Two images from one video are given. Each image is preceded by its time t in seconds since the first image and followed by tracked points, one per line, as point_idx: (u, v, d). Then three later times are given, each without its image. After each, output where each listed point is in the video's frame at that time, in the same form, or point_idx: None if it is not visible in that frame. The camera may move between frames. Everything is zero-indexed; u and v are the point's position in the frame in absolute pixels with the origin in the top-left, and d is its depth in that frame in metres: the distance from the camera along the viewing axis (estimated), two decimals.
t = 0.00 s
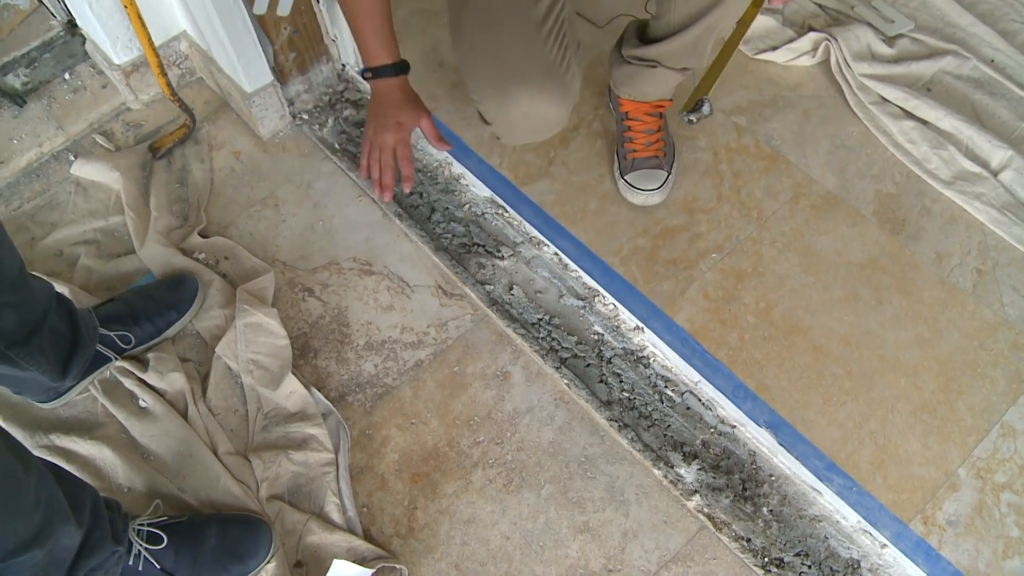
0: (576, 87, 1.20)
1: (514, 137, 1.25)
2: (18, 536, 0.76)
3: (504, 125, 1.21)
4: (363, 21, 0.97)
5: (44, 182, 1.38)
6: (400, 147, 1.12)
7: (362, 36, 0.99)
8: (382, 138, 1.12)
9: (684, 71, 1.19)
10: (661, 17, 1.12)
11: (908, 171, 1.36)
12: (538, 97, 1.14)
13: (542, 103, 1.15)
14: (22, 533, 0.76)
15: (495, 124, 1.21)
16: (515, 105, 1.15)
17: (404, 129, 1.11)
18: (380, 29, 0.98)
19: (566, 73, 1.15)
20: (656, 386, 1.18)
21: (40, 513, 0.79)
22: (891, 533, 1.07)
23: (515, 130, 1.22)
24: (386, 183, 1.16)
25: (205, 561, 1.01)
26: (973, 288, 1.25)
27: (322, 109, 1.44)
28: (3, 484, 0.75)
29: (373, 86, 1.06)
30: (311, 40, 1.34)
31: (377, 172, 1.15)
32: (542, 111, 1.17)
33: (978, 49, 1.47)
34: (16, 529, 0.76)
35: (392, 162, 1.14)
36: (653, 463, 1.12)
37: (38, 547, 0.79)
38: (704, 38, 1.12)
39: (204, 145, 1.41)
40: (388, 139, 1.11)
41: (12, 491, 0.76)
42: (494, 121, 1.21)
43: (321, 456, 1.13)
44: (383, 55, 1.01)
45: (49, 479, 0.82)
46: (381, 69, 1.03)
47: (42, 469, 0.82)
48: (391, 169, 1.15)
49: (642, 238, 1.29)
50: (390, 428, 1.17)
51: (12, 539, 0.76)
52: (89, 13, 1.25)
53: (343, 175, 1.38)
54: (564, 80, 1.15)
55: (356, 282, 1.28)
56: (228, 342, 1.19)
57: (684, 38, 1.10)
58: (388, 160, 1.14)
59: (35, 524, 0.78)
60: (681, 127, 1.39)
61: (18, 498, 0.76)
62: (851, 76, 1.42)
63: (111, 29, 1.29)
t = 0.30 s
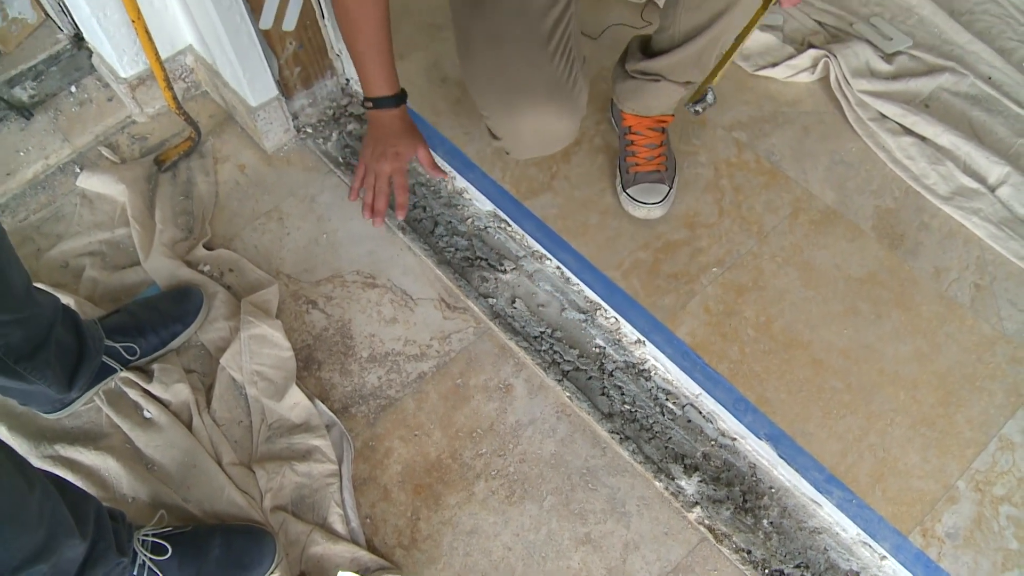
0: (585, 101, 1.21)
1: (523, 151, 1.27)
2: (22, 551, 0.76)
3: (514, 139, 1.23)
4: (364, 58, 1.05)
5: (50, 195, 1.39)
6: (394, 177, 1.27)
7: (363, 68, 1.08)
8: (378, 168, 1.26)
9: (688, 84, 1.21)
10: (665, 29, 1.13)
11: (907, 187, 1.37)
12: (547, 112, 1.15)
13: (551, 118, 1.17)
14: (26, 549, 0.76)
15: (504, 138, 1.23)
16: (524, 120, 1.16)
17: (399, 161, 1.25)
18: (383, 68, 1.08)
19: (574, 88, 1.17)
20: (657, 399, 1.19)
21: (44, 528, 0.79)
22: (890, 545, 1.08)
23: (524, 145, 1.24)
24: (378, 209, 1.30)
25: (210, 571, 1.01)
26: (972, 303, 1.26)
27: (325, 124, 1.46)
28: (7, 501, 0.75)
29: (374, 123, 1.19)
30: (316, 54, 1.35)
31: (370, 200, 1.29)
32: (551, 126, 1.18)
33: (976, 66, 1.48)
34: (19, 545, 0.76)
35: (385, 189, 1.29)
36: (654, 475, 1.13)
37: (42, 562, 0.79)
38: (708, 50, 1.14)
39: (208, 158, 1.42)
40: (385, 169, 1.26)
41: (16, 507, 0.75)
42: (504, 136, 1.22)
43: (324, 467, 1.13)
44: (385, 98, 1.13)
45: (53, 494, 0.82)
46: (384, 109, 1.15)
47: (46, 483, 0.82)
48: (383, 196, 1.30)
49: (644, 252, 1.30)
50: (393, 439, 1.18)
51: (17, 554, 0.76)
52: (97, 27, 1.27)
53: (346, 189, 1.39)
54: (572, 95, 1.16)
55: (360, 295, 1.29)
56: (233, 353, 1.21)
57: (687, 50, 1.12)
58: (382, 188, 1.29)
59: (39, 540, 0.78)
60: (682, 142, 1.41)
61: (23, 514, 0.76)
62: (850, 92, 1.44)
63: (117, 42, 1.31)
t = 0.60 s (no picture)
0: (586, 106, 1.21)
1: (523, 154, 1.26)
2: (28, 558, 0.77)
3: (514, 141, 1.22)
4: (504, 180, 0.88)
5: (57, 206, 1.40)
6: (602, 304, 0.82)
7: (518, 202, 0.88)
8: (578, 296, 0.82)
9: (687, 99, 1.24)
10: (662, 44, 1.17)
11: (909, 201, 1.38)
12: (547, 113, 1.15)
13: (551, 120, 1.17)
14: (32, 555, 0.77)
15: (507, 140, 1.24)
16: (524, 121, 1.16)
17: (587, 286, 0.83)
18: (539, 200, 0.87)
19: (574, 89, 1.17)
20: (660, 412, 1.20)
21: (52, 536, 0.79)
22: (893, 557, 1.08)
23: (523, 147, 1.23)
24: (603, 349, 0.84)
25: None
26: (973, 316, 1.27)
27: (331, 136, 1.46)
28: (13, 509, 0.75)
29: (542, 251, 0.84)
30: (321, 66, 1.38)
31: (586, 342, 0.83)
32: (551, 129, 1.18)
33: (977, 81, 1.50)
34: (26, 552, 0.76)
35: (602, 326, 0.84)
36: (657, 487, 1.14)
37: (49, 569, 0.80)
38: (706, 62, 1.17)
39: (214, 169, 1.43)
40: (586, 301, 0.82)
41: (22, 514, 0.76)
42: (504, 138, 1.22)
43: (328, 478, 1.14)
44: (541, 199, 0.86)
45: (60, 501, 0.82)
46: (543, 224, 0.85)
47: (53, 492, 0.82)
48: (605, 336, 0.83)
49: (647, 265, 1.31)
50: (397, 450, 1.19)
51: (24, 561, 0.77)
52: (105, 40, 1.28)
53: (352, 201, 1.40)
54: (572, 98, 1.17)
55: (365, 306, 1.30)
56: (238, 364, 1.21)
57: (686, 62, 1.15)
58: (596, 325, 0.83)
59: (47, 547, 0.79)
60: (685, 156, 1.43)
61: (30, 521, 0.77)
62: (852, 107, 1.45)
63: (125, 55, 1.32)
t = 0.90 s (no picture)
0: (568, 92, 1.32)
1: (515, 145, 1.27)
2: (26, 555, 0.77)
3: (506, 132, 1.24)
4: (564, 151, 0.93)
5: (54, 206, 1.40)
6: (697, 279, 0.84)
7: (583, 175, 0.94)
8: (676, 269, 0.85)
9: (683, 96, 1.23)
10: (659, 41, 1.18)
11: (905, 198, 1.39)
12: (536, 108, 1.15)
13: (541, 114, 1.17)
14: (30, 552, 0.77)
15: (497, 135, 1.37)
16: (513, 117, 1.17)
17: (692, 255, 0.86)
18: (601, 167, 0.92)
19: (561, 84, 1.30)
20: (658, 408, 1.20)
21: (51, 533, 0.79)
22: (890, 551, 1.09)
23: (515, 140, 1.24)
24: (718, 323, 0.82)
25: None
26: (969, 311, 1.28)
27: (328, 135, 1.47)
28: (11, 506, 0.75)
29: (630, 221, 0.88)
30: (318, 66, 1.38)
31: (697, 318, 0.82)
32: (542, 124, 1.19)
33: (972, 78, 1.50)
34: (25, 549, 0.76)
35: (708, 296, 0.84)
36: (655, 483, 1.14)
37: (48, 566, 0.80)
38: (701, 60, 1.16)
39: (211, 169, 1.44)
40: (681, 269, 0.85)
41: (22, 511, 0.76)
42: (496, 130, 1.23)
43: (327, 475, 1.14)
44: (605, 167, 0.92)
45: (59, 498, 0.82)
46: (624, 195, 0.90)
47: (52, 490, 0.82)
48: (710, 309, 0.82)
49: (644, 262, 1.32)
50: (395, 447, 1.19)
51: (23, 558, 0.77)
52: (101, 39, 1.28)
53: (349, 200, 1.41)
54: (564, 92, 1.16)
55: (362, 304, 1.31)
56: (236, 362, 1.21)
57: (680, 59, 1.15)
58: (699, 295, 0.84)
59: (46, 544, 0.79)
60: (682, 154, 1.43)
61: (29, 518, 0.77)
62: (847, 104, 1.46)
63: (122, 54, 1.32)
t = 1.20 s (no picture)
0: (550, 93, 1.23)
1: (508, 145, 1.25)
2: (23, 556, 0.77)
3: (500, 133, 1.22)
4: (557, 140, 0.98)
5: (51, 206, 1.40)
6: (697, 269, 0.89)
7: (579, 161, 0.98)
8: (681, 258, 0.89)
9: (678, 98, 1.24)
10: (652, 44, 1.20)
11: (901, 198, 1.39)
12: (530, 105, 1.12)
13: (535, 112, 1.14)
14: (26, 553, 0.77)
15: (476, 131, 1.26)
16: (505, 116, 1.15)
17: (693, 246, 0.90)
18: (593, 157, 0.96)
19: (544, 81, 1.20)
20: (654, 409, 1.21)
21: (47, 533, 0.79)
22: (886, 552, 1.09)
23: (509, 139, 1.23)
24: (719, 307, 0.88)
25: None
26: (965, 312, 1.28)
27: (325, 136, 1.47)
28: (8, 507, 0.75)
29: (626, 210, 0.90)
30: (315, 67, 1.38)
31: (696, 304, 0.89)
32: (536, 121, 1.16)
33: (968, 78, 1.50)
34: (22, 549, 0.77)
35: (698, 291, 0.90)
36: (651, 484, 1.14)
37: (45, 566, 0.80)
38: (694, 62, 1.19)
39: (209, 170, 1.44)
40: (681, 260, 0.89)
41: (18, 512, 0.76)
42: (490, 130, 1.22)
43: (324, 476, 1.14)
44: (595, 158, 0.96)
45: (56, 499, 0.82)
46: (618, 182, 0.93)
47: (48, 490, 0.82)
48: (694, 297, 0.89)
49: (640, 263, 1.32)
50: (392, 448, 1.19)
51: (19, 559, 0.77)
52: (99, 41, 1.28)
53: (346, 201, 1.41)
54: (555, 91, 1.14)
55: (359, 305, 1.31)
56: (233, 363, 1.22)
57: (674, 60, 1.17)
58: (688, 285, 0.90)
59: (42, 545, 0.79)
60: (679, 155, 1.43)
61: (25, 520, 0.77)
62: (844, 105, 1.46)
63: (119, 56, 1.32)
